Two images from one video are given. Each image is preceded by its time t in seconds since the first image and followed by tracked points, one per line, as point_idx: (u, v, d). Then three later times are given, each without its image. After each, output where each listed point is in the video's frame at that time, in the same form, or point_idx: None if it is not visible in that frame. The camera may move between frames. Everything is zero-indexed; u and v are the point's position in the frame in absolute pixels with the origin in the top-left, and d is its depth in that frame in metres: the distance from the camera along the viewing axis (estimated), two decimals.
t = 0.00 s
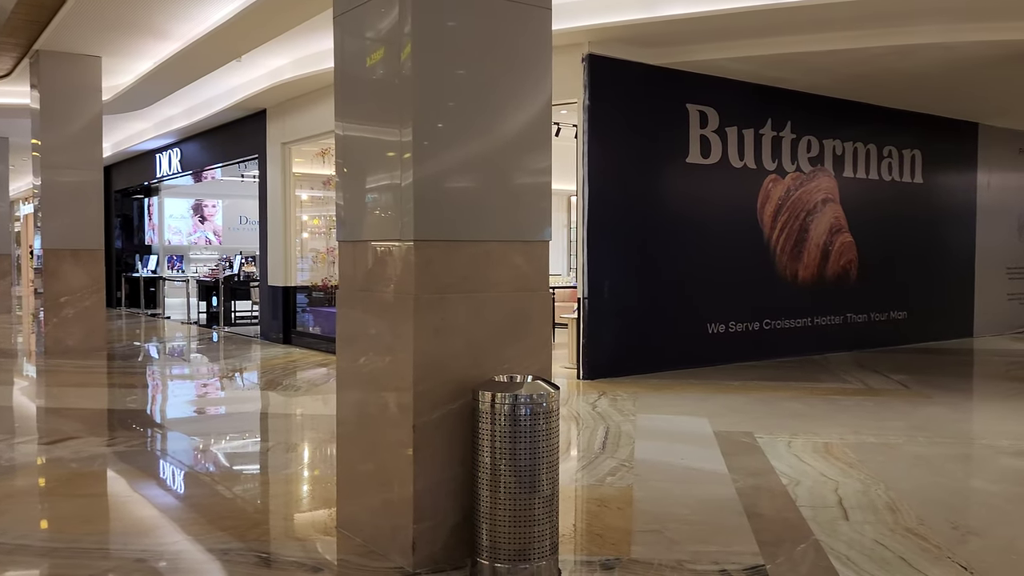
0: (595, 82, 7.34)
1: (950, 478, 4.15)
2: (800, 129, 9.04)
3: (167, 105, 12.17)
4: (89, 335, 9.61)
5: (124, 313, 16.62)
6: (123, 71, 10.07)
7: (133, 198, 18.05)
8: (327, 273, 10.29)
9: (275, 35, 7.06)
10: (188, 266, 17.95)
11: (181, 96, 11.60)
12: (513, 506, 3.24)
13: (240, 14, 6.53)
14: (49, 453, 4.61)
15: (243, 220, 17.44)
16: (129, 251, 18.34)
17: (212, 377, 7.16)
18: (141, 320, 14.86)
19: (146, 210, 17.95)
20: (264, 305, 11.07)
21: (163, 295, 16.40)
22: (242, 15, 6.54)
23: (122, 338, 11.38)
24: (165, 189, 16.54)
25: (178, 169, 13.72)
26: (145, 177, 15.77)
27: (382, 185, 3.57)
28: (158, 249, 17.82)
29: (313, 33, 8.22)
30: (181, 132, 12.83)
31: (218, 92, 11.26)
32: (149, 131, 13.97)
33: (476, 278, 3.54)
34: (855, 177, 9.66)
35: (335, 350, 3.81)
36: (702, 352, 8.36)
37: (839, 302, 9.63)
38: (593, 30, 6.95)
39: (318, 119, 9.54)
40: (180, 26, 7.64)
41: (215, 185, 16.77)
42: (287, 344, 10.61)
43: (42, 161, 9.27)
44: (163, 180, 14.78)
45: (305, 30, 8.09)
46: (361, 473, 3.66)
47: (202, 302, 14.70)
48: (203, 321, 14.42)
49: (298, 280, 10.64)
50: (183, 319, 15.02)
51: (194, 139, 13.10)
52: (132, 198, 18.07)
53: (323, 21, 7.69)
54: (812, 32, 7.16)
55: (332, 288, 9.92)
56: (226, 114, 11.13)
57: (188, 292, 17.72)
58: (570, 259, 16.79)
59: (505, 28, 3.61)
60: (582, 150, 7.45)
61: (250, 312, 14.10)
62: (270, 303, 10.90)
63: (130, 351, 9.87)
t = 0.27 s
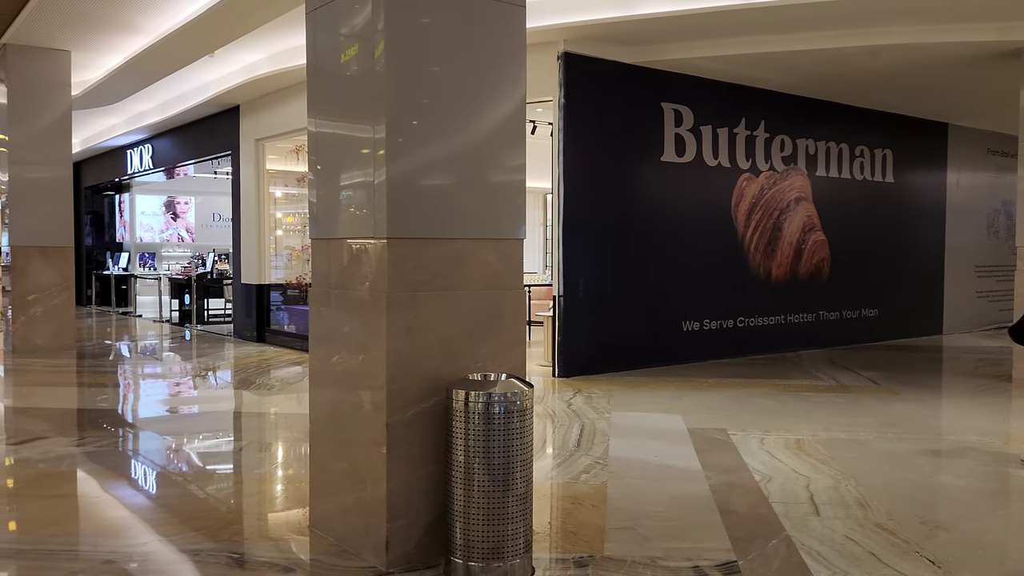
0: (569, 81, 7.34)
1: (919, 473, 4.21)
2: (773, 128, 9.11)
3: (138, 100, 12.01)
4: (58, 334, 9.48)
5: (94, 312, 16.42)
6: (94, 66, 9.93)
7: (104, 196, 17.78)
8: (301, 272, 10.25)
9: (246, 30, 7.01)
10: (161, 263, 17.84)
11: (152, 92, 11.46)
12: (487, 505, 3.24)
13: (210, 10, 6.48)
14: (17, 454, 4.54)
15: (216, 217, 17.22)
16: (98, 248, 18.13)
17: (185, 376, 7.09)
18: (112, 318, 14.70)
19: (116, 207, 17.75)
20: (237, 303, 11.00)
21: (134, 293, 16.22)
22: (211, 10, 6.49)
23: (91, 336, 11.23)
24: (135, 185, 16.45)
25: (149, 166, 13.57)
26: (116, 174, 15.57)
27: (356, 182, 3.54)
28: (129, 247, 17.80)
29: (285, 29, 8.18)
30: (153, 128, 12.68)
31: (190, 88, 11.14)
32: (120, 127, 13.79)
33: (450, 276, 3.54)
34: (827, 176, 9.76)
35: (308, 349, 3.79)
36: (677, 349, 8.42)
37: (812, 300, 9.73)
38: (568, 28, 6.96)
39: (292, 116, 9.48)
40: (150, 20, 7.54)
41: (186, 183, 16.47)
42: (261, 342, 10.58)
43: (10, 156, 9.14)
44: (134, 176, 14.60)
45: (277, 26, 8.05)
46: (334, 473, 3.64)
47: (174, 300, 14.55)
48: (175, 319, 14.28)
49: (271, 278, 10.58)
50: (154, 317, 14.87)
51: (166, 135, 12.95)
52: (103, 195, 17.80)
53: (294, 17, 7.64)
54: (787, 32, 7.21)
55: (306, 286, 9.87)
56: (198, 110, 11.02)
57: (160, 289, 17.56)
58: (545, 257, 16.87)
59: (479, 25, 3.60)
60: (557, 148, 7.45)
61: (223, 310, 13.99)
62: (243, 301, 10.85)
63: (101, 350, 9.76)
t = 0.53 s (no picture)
0: (546, 81, 7.35)
1: (890, 471, 4.26)
2: (749, 129, 9.18)
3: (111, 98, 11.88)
4: (30, 333, 9.37)
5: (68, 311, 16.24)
6: (67, 63, 9.79)
7: (77, 193, 17.68)
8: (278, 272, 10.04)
9: (219, 29, 6.96)
10: (135, 262, 17.36)
11: (126, 90, 11.34)
12: (463, 505, 3.23)
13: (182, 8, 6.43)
14: None
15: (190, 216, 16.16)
16: (72, 247, 18.08)
17: (160, 376, 7.03)
18: (86, 318, 14.55)
19: (89, 206, 17.62)
20: (213, 303, 10.93)
21: (108, 293, 16.05)
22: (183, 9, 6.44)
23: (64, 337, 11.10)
24: (109, 184, 16.32)
25: (123, 164, 13.43)
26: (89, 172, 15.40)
27: (332, 182, 3.51)
28: (103, 247, 17.65)
29: (259, 28, 8.14)
30: (127, 126, 12.54)
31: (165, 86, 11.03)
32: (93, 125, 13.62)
33: (426, 276, 3.53)
34: (802, 177, 9.84)
35: (283, 349, 3.77)
36: (654, 348, 8.46)
37: (788, 299, 9.81)
38: (545, 28, 6.97)
39: (267, 114, 9.42)
40: (123, 17, 7.46)
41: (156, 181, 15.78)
42: (237, 342, 10.53)
43: None
44: (107, 175, 14.44)
45: (251, 25, 8.01)
46: (309, 474, 3.63)
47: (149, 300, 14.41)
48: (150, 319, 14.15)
49: (247, 277, 10.52)
50: (128, 317, 14.73)
51: (140, 133, 12.82)
52: (76, 193, 17.71)
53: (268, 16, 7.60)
54: (765, 33, 7.26)
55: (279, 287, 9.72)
56: (172, 108, 10.92)
57: (134, 289, 17.39)
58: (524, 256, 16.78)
59: (456, 25, 3.59)
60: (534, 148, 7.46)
61: (199, 310, 13.89)
62: (218, 301, 10.77)
63: (74, 350, 9.66)
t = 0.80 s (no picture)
0: (525, 81, 7.36)
1: (865, 469, 4.30)
2: (726, 129, 9.24)
3: (85, 96, 11.73)
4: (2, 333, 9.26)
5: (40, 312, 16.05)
6: (40, 61, 9.64)
7: (49, 193, 17.40)
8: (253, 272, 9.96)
9: (193, 26, 6.90)
10: (110, 262, 17.51)
11: (99, 87, 11.22)
12: (440, 505, 3.22)
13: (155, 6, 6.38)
14: None
15: (167, 215, 16.63)
16: (45, 247, 17.90)
17: (135, 377, 6.97)
18: (59, 318, 14.41)
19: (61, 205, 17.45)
20: (189, 304, 10.84)
21: (82, 293, 15.88)
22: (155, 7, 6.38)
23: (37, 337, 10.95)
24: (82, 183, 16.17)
25: (97, 163, 13.28)
26: (62, 171, 15.22)
27: (309, 181, 3.49)
28: (76, 246, 17.48)
29: (234, 26, 8.09)
30: (101, 124, 12.40)
31: (139, 83, 10.91)
32: (66, 123, 13.46)
33: (404, 276, 3.52)
34: (779, 177, 9.92)
35: (259, 350, 3.75)
36: (632, 348, 8.49)
37: (764, 298, 9.89)
38: (523, 27, 6.98)
39: (244, 113, 9.35)
40: (98, 14, 7.38)
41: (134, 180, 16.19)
42: (213, 343, 10.46)
43: None
44: (81, 173, 14.28)
45: (226, 23, 7.95)
46: (285, 475, 3.61)
47: (123, 300, 14.27)
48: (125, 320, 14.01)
49: (223, 277, 10.45)
50: (102, 317, 14.57)
51: (114, 132, 12.69)
52: (48, 192, 17.42)
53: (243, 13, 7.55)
54: (743, 34, 7.31)
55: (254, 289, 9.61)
56: (147, 106, 10.82)
57: (108, 289, 17.22)
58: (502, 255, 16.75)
59: (433, 25, 3.58)
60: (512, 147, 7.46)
61: (175, 310, 13.79)
62: (194, 302, 10.69)
63: (48, 351, 9.54)
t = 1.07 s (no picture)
0: (505, 79, 7.35)
1: (843, 466, 4.34)
2: (706, 128, 9.29)
3: (61, 93, 11.59)
4: None
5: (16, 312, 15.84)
6: (15, 58, 9.43)
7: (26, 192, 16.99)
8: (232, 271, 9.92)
9: (169, 23, 6.84)
10: (87, 262, 17.50)
11: (76, 85, 11.09)
12: (420, 504, 3.21)
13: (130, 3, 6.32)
14: None
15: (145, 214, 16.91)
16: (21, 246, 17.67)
17: (113, 378, 6.90)
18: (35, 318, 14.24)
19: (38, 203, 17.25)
20: (168, 303, 10.75)
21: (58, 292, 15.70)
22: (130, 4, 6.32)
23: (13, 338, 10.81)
24: (58, 181, 16.00)
25: (73, 161, 13.13)
26: (37, 169, 15.03)
27: (288, 179, 3.46)
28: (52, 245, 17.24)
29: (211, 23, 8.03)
30: (77, 122, 12.26)
31: (116, 81, 10.80)
32: (42, 121, 13.29)
33: (384, 274, 3.51)
34: (759, 177, 9.98)
35: (238, 349, 3.73)
36: (613, 346, 8.52)
37: (744, 297, 9.96)
38: (504, 26, 6.98)
39: (222, 110, 9.28)
40: (74, 10, 7.30)
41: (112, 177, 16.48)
42: (192, 343, 10.40)
43: None
44: (57, 172, 14.11)
45: (203, 20, 7.89)
46: (265, 475, 3.59)
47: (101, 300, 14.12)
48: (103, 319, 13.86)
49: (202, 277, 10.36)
50: (78, 317, 14.39)
51: (90, 129, 12.55)
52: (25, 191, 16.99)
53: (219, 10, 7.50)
54: (723, 34, 7.35)
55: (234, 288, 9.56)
56: (124, 104, 10.71)
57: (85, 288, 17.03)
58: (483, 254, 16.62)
59: (413, 23, 3.57)
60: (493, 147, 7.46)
61: (153, 310, 13.67)
62: (173, 301, 10.61)
63: (24, 351, 9.42)
